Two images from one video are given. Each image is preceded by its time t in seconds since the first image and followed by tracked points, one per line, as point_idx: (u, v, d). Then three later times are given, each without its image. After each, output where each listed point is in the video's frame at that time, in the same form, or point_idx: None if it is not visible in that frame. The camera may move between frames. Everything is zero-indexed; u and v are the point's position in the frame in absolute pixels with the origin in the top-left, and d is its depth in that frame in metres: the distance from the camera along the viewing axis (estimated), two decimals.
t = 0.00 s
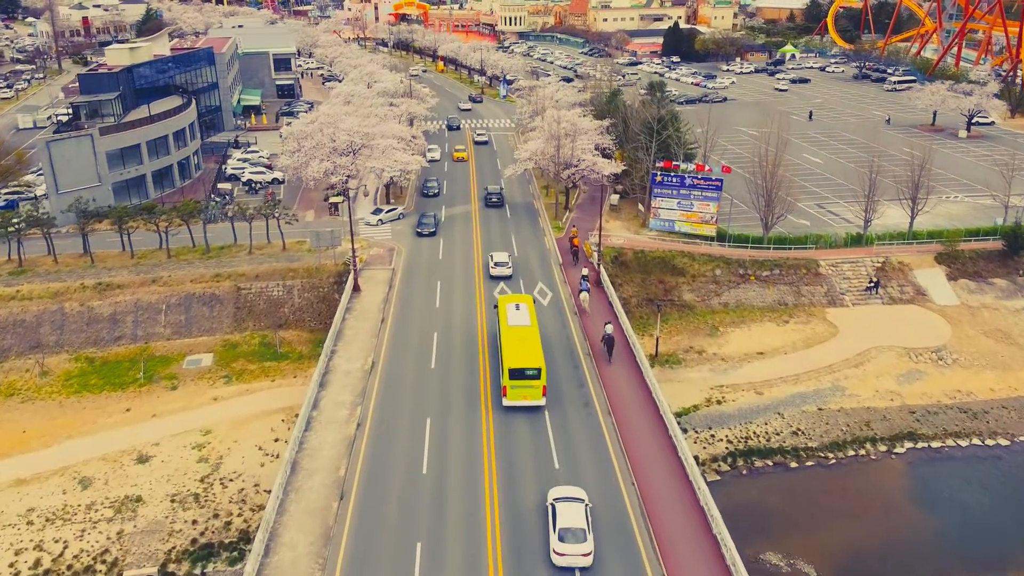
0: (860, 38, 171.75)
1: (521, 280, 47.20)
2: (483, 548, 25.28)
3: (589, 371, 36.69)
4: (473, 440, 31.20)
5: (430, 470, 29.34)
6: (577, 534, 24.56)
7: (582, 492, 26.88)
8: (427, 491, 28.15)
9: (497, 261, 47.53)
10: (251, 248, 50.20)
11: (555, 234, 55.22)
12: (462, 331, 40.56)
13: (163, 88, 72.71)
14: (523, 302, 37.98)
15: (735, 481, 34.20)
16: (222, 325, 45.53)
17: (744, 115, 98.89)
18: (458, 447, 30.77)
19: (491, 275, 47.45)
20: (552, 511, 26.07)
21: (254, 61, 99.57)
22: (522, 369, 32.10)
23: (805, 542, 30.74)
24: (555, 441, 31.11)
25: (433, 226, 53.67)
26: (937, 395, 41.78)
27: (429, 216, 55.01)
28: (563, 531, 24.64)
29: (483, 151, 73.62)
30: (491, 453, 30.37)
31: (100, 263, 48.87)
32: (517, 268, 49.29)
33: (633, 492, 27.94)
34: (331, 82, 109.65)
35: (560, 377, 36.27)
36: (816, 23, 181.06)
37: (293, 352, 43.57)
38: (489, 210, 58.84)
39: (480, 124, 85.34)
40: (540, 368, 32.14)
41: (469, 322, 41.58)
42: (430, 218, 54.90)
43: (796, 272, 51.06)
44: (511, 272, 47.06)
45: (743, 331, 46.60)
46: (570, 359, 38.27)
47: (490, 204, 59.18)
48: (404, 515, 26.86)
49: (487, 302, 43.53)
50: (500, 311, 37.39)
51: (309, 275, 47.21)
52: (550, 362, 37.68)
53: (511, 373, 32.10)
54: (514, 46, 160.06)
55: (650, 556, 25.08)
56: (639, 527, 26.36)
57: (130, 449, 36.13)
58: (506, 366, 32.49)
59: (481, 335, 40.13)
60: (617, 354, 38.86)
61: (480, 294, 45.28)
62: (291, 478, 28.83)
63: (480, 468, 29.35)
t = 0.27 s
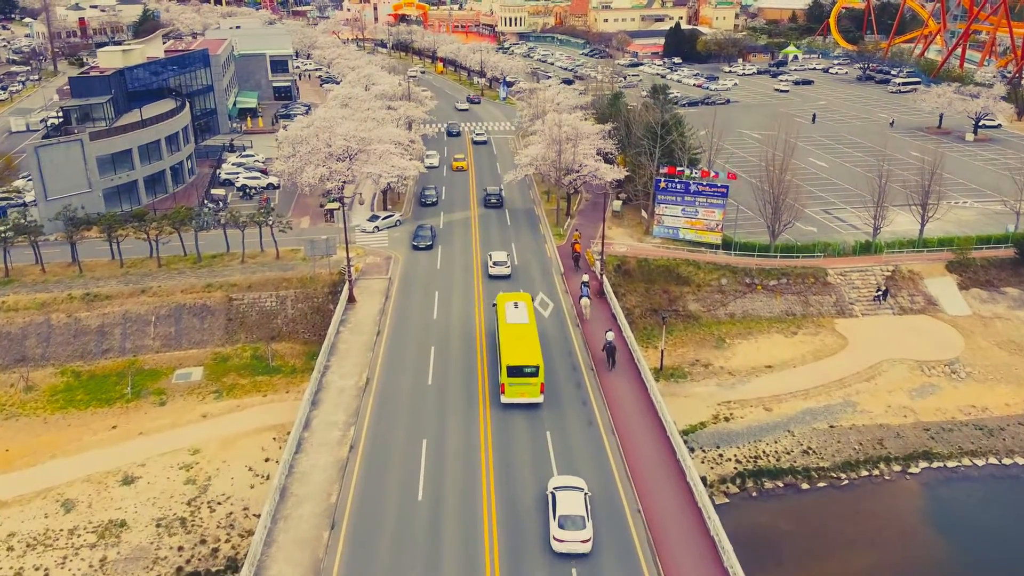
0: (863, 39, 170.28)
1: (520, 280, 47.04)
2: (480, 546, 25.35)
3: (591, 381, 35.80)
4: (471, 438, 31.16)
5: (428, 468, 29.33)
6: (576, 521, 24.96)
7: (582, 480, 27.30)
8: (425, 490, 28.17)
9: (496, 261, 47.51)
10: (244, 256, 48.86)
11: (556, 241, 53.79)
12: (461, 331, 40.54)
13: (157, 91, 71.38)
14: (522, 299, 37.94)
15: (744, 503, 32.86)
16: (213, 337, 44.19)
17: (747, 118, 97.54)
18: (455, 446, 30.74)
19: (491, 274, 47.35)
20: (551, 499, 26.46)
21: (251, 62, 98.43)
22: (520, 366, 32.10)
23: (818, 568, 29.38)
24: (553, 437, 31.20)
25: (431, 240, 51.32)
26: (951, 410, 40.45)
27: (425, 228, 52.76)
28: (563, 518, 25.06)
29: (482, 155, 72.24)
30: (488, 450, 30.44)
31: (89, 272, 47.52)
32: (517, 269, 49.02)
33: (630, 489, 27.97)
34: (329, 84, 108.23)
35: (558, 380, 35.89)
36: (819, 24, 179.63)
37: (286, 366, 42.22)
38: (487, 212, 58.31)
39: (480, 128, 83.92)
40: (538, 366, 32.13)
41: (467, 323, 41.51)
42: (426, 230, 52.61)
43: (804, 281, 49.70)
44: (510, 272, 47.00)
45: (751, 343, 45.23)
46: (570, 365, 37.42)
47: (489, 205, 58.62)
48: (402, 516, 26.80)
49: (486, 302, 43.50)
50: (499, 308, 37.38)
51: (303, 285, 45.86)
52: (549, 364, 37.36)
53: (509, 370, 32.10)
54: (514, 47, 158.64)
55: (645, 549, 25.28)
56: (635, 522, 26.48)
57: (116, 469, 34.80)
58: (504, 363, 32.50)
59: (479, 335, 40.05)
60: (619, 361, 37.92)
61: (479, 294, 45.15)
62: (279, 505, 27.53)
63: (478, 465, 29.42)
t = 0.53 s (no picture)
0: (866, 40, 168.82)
1: (519, 280, 47.03)
2: (477, 543, 25.52)
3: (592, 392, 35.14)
4: (468, 439, 31.25)
5: (426, 468, 29.44)
6: (576, 508, 25.50)
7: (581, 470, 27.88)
8: (422, 488, 28.29)
9: (495, 260, 47.49)
10: (236, 265, 47.49)
11: (558, 249, 52.35)
12: (459, 330, 40.66)
13: (150, 94, 69.95)
14: (520, 299, 38.22)
15: (755, 528, 31.49)
16: (203, 350, 42.84)
17: (751, 121, 96.13)
18: (453, 445, 30.85)
19: (490, 274, 47.34)
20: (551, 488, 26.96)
21: (247, 64, 96.93)
22: (518, 364, 32.34)
23: None
24: (550, 436, 31.43)
25: (427, 253, 48.96)
26: (967, 428, 39.11)
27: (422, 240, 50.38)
28: (563, 506, 25.61)
29: (482, 160, 70.83)
30: (486, 449, 30.64)
31: (76, 282, 46.14)
32: (516, 270, 48.81)
33: (627, 488, 28.11)
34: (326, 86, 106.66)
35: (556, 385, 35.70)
36: (821, 24, 178.28)
37: (278, 380, 40.87)
38: (486, 213, 57.82)
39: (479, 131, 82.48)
40: (536, 364, 32.33)
41: (465, 323, 41.57)
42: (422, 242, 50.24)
43: (812, 291, 48.36)
44: (509, 271, 47.04)
45: (758, 356, 43.84)
46: (570, 374, 36.76)
47: (488, 206, 58.13)
48: (400, 515, 26.85)
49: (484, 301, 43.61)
50: (498, 307, 37.64)
51: (297, 296, 44.49)
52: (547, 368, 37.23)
53: (507, 368, 32.36)
54: (514, 48, 157.24)
55: (640, 543, 25.55)
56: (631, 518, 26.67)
57: (100, 491, 33.45)
58: (502, 361, 32.74)
59: (476, 335, 40.15)
60: (620, 371, 37.13)
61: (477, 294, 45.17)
62: (267, 535, 26.18)
63: (475, 464, 29.61)
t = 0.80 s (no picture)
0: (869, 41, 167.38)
1: (517, 279, 47.08)
2: (474, 540, 25.93)
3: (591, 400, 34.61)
4: (465, 438, 31.60)
5: (423, 466, 29.84)
6: (576, 498, 26.34)
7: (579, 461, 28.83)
8: (420, 486, 28.70)
9: (494, 260, 47.42)
10: (228, 275, 46.14)
11: (559, 257, 50.88)
12: (457, 328, 40.99)
13: (143, 97, 68.58)
14: (518, 298, 38.79)
15: (766, 556, 30.07)
16: (193, 364, 41.50)
17: (755, 123, 94.74)
18: (450, 445, 31.19)
19: (488, 273, 47.37)
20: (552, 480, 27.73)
21: (243, 66, 95.53)
22: (517, 362, 32.83)
23: None
24: (546, 434, 31.92)
25: (422, 270, 46.74)
26: (982, 446, 37.78)
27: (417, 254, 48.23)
28: (563, 495, 26.43)
29: (482, 163, 69.50)
30: (483, 446, 31.10)
31: (63, 292, 44.76)
32: (514, 270, 48.64)
33: (622, 486, 28.61)
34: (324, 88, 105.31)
35: (554, 387, 35.79)
36: (823, 25, 176.91)
37: (269, 395, 39.52)
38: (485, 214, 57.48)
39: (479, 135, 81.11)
40: (534, 362, 32.80)
41: (463, 320, 41.90)
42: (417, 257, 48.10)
43: (821, 301, 47.05)
44: (507, 271, 46.97)
45: (767, 369, 42.47)
46: (570, 383, 36.14)
47: (487, 207, 57.77)
48: (396, 513, 27.22)
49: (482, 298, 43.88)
50: (497, 305, 38.12)
51: (290, 307, 43.10)
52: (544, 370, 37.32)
53: (506, 365, 32.85)
54: (514, 49, 155.87)
55: (635, 536, 26.14)
56: (625, 513, 27.25)
57: (82, 515, 32.09)
58: (501, 359, 33.23)
59: (474, 333, 40.47)
60: (622, 382, 36.44)
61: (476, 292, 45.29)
62: (251, 569, 24.77)
63: (472, 463, 30.03)
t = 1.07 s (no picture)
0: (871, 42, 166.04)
1: (515, 278, 47.13)
2: (472, 537, 26.09)
3: (592, 409, 34.02)
4: (463, 436, 31.78)
5: (421, 462, 30.05)
6: (576, 487, 26.97)
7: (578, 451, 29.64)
8: (418, 482, 28.93)
9: (492, 259, 47.37)
10: (219, 286, 44.77)
11: (560, 266, 49.44)
12: (456, 326, 41.25)
13: (135, 100, 67.16)
14: (517, 298, 39.27)
15: None
16: (182, 380, 40.13)
17: (758, 126, 93.40)
18: (448, 442, 31.37)
19: (486, 273, 47.41)
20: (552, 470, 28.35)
21: (239, 68, 94.09)
22: (515, 361, 33.21)
23: None
24: (543, 431, 32.25)
25: (418, 287, 44.45)
26: (1000, 465, 36.39)
27: (414, 270, 45.93)
28: (563, 484, 27.04)
29: (481, 168, 68.12)
30: (480, 442, 31.38)
31: (49, 304, 43.35)
32: (512, 269, 48.61)
33: (619, 482, 29.03)
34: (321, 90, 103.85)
35: (551, 387, 35.88)
36: (825, 26, 175.57)
37: (260, 412, 38.14)
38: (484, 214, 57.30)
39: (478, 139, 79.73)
40: (532, 361, 33.19)
41: (461, 317, 42.23)
42: (413, 273, 45.83)
43: (830, 312, 45.68)
44: (506, 271, 46.91)
45: (775, 384, 41.07)
46: (570, 395, 35.27)
47: (486, 208, 57.58)
48: (394, 509, 27.38)
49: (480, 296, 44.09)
50: (495, 304, 38.50)
51: (282, 319, 41.70)
52: (542, 371, 37.37)
53: (504, 364, 33.23)
54: (514, 50, 154.47)
55: (631, 532, 26.41)
56: (621, 508, 27.66)
57: (63, 541, 30.71)
58: (499, 357, 33.63)
59: (472, 330, 40.77)
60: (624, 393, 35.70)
61: (474, 291, 45.43)
62: None
63: (470, 459, 30.25)
